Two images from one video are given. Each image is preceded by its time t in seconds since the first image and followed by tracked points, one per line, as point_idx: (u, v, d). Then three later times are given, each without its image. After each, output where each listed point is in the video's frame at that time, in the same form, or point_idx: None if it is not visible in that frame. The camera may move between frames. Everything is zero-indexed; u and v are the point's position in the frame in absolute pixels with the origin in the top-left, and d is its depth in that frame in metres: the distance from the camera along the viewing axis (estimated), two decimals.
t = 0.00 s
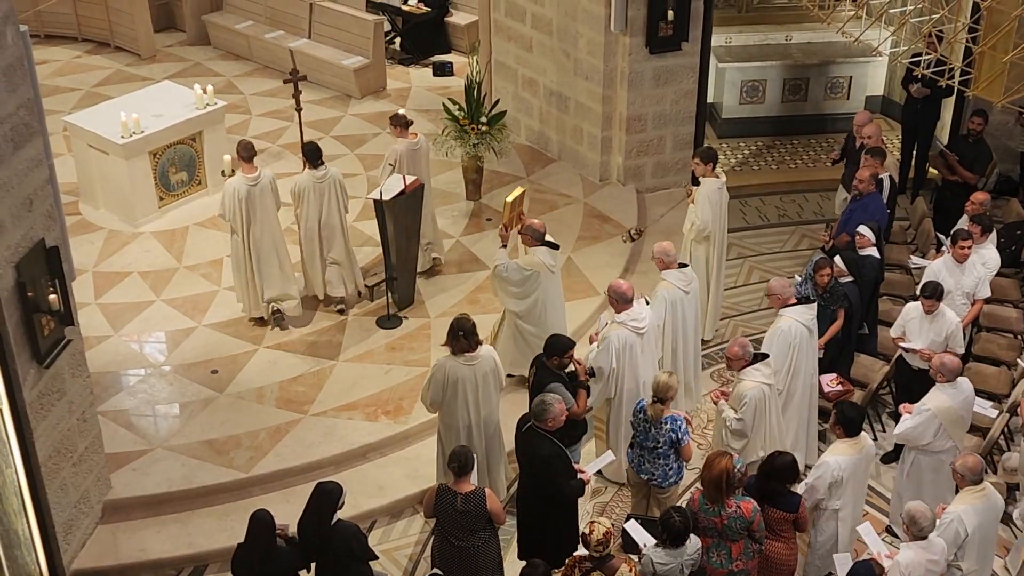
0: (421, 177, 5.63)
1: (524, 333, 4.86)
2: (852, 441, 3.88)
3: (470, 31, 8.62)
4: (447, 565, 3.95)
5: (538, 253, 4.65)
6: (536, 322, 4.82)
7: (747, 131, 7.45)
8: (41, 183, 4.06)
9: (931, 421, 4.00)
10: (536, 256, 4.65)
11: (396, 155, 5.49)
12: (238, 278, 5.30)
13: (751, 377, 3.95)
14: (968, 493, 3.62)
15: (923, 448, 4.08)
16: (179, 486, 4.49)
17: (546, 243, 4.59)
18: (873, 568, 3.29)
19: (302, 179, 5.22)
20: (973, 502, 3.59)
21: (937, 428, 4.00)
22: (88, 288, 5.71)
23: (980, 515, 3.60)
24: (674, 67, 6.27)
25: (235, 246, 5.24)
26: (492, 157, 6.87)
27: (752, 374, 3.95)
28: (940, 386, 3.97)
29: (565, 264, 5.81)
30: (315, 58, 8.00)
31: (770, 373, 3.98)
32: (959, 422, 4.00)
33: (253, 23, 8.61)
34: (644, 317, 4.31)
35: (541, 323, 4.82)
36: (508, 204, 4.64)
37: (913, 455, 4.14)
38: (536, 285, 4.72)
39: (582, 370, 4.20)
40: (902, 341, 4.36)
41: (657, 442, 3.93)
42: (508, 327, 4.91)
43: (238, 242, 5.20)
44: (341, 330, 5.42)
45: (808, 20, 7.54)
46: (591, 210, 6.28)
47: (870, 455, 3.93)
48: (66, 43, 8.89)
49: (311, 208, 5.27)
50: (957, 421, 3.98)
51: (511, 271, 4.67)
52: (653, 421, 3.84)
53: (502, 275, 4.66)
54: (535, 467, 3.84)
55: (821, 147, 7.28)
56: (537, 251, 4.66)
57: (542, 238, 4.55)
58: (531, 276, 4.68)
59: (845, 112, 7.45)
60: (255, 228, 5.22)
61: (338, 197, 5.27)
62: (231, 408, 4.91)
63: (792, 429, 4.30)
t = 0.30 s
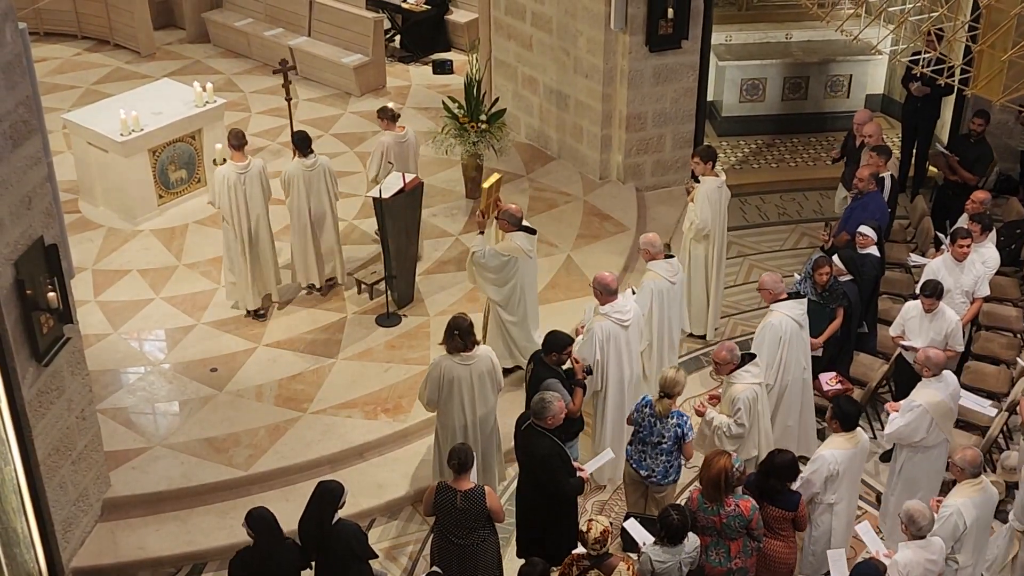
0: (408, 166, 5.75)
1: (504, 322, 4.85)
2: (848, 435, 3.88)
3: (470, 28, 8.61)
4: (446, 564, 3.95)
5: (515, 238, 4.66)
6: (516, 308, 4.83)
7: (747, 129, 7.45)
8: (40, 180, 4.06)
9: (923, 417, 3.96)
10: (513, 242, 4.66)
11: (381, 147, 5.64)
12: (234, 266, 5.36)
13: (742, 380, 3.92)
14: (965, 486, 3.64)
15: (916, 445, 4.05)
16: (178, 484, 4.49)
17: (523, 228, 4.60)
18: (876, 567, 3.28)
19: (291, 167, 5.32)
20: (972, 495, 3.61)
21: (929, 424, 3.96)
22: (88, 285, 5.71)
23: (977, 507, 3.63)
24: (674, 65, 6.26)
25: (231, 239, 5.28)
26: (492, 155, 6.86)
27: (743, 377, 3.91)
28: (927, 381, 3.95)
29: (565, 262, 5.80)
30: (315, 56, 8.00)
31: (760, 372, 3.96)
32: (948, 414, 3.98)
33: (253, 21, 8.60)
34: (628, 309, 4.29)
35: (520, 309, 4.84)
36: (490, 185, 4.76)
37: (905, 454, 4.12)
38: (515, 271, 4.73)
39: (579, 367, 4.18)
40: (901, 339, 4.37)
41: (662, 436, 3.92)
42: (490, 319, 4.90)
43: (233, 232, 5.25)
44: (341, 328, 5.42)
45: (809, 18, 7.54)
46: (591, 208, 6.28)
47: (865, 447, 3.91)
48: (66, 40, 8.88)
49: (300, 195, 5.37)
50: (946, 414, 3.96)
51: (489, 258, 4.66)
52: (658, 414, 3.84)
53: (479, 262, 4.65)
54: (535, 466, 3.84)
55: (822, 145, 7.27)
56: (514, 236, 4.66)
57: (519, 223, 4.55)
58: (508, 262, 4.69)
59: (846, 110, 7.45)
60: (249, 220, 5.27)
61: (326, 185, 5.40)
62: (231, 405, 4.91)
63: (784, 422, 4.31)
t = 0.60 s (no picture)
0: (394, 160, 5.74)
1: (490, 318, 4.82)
2: (845, 427, 3.90)
3: (470, 26, 8.60)
4: (448, 562, 3.95)
5: (501, 232, 4.57)
6: (503, 302, 4.81)
7: (747, 127, 7.44)
8: (40, 178, 4.05)
9: (916, 408, 3.97)
10: (499, 236, 4.57)
11: (374, 137, 5.61)
12: (227, 257, 5.39)
13: (735, 382, 3.91)
14: (966, 479, 3.66)
15: (908, 438, 4.07)
16: (178, 482, 4.49)
17: (509, 222, 4.53)
18: (880, 565, 3.28)
19: (291, 158, 5.36)
20: (972, 488, 3.62)
21: (922, 415, 3.98)
22: (87, 283, 5.71)
23: (977, 501, 3.63)
24: (674, 63, 6.26)
25: (225, 227, 5.33)
26: (492, 153, 6.86)
27: (737, 379, 3.90)
28: (917, 372, 3.96)
29: (565, 259, 5.80)
30: (315, 53, 8.00)
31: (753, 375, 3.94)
32: (938, 404, 4.01)
33: (252, 18, 8.60)
34: (615, 297, 4.31)
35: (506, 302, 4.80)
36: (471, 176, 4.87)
37: (897, 448, 4.14)
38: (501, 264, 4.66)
39: (578, 369, 4.14)
40: (902, 337, 4.35)
41: (665, 432, 3.93)
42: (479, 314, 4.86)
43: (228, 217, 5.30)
44: (341, 326, 5.42)
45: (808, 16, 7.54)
46: (590, 206, 6.28)
47: (860, 440, 3.93)
48: (65, 38, 8.87)
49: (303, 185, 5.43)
50: (937, 404, 3.99)
51: (475, 251, 4.57)
52: (658, 410, 3.86)
53: (466, 255, 4.57)
54: (535, 464, 3.85)
55: (821, 143, 7.27)
56: (499, 229, 4.58)
57: (505, 217, 4.48)
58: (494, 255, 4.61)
59: (846, 107, 7.45)
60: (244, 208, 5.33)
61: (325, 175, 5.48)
62: (231, 403, 4.91)
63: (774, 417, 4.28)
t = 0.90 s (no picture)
0: (387, 147, 5.84)
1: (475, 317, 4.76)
2: (843, 419, 3.89)
3: (468, 22, 8.56)
4: (448, 561, 3.94)
5: (482, 229, 4.51)
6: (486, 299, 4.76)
7: (747, 124, 7.43)
8: (37, 176, 4.04)
9: (904, 395, 3.97)
10: (478, 232, 4.51)
11: (366, 128, 5.72)
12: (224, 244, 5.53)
13: (732, 377, 3.88)
14: (966, 474, 3.63)
15: (894, 425, 4.07)
16: (176, 481, 4.48)
17: (488, 220, 4.45)
18: (884, 565, 3.25)
19: (291, 145, 5.49)
20: (972, 483, 3.60)
21: (911, 402, 3.97)
22: (86, 281, 5.69)
23: (977, 495, 3.61)
24: (674, 59, 6.24)
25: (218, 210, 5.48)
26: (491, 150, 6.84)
27: (733, 374, 3.87)
28: (907, 359, 3.98)
29: (564, 257, 5.79)
30: (313, 50, 7.98)
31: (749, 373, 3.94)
32: (927, 393, 4.01)
33: (250, 14, 8.58)
34: (605, 282, 4.32)
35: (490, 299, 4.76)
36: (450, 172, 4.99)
37: (884, 434, 4.14)
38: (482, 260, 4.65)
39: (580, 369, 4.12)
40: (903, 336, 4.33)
41: (667, 427, 3.92)
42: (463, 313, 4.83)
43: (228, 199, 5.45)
44: (339, 324, 5.41)
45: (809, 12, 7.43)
46: (590, 203, 6.26)
47: (859, 432, 3.93)
48: (62, 34, 8.85)
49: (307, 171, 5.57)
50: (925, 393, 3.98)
51: (456, 248, 4.60)
52: (655, 407, 3.85)
53: (447, 253, 4.59)
54: (535, 462, 3.83)
55: (821, 141, 7.26)
56: (476, 226, 4.50)
57: (483, 215, 4.42)
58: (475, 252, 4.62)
59: (846, 104, 7.44)
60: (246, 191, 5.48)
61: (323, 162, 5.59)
62: (229, 401, 4.89)
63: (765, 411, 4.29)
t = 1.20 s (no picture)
0: (372, 146, 5.97)
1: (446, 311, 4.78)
2: (835, 413, 3.95)
3: (464, 21, 8.57)
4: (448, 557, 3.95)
5: (452, 221, 4.63)
6: (458, 293, 4.79)
7: (741, 122, 7.46)
8: (34, 175, 4.05)
9: (885, 383, 4.03)
10: (450, 225, 4.63)
11: (350, 124, 5.84)
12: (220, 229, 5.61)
13: (725, 362, 3.94)
14: (958, 467, 3.65)
15: (874, 413, 4.13)
16: (174, 478, 4.50)
17: (459, 211, 4.58)
18: (881, 560, 3.30)
19: (284, 138, 5.61)
20: (963, 476, 3.62)
21: (891, 391, 4.04)
22: (82, 279, 5.71)
23: (968, 488, 3.64)
24: (669, 58, 6.26)
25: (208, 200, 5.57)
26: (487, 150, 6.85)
27: (726, 359, 3.94)
28: (889, 348, 4.03)
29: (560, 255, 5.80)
30: (309, 49, 8.00)
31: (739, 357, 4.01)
32: (907, 383, 4.07)
33: (246, 13, 8.59)
34: (588, 273, 4.34)
35: (459, 293, 4.79)
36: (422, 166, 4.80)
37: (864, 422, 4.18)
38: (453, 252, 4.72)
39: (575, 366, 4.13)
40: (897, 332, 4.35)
41: (670, 423, 3.94)
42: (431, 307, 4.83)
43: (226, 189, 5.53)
44: (335, 322, 5.42)
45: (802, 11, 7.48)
46: (585, 201, 6.28)
47: (851, 427, 3.98)
48: (59, 33, 8.86)
49: (300, 162, 5.68)
50: (906, 382, 4.05)
51: (428, 241, 4.66)
52: (656, 405, 3.88)
53: (418, 245, 4.65)
54: (529, 459, 3.87)
55: (816, 139, 7.28)
56: (447, 218, 4.64)
57: (454, 206, 4.55)
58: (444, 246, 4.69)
59: (840, 103, 7.47)
60: (242, 186, 5.55)
61: (312, 155, 5.67)
62: (226, 399, 4.91)
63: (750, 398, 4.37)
